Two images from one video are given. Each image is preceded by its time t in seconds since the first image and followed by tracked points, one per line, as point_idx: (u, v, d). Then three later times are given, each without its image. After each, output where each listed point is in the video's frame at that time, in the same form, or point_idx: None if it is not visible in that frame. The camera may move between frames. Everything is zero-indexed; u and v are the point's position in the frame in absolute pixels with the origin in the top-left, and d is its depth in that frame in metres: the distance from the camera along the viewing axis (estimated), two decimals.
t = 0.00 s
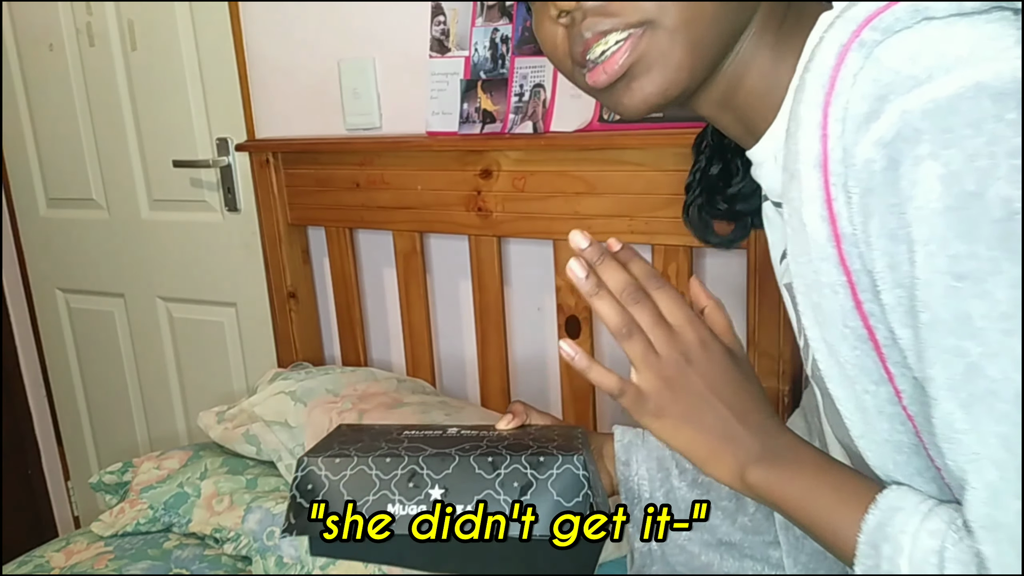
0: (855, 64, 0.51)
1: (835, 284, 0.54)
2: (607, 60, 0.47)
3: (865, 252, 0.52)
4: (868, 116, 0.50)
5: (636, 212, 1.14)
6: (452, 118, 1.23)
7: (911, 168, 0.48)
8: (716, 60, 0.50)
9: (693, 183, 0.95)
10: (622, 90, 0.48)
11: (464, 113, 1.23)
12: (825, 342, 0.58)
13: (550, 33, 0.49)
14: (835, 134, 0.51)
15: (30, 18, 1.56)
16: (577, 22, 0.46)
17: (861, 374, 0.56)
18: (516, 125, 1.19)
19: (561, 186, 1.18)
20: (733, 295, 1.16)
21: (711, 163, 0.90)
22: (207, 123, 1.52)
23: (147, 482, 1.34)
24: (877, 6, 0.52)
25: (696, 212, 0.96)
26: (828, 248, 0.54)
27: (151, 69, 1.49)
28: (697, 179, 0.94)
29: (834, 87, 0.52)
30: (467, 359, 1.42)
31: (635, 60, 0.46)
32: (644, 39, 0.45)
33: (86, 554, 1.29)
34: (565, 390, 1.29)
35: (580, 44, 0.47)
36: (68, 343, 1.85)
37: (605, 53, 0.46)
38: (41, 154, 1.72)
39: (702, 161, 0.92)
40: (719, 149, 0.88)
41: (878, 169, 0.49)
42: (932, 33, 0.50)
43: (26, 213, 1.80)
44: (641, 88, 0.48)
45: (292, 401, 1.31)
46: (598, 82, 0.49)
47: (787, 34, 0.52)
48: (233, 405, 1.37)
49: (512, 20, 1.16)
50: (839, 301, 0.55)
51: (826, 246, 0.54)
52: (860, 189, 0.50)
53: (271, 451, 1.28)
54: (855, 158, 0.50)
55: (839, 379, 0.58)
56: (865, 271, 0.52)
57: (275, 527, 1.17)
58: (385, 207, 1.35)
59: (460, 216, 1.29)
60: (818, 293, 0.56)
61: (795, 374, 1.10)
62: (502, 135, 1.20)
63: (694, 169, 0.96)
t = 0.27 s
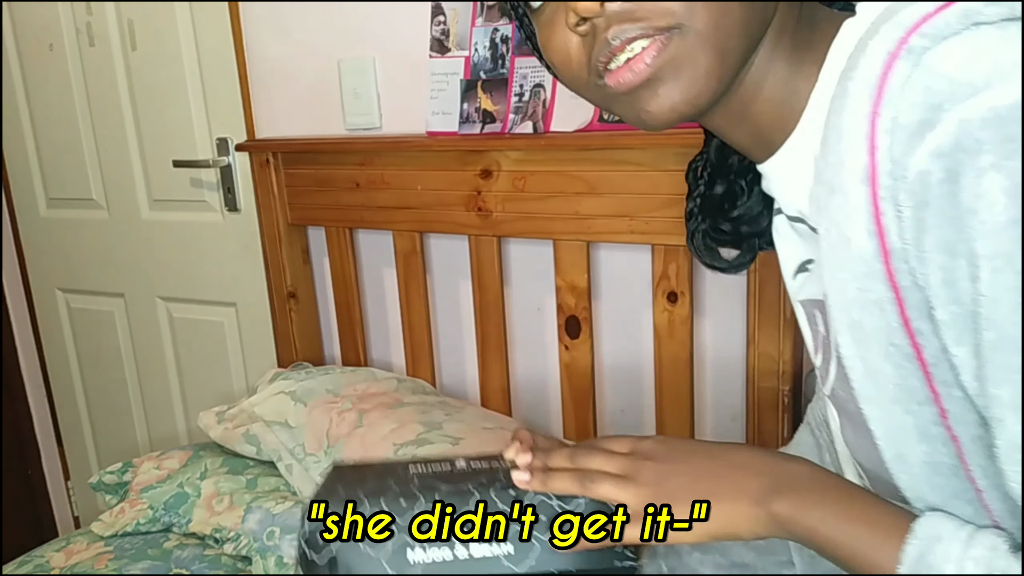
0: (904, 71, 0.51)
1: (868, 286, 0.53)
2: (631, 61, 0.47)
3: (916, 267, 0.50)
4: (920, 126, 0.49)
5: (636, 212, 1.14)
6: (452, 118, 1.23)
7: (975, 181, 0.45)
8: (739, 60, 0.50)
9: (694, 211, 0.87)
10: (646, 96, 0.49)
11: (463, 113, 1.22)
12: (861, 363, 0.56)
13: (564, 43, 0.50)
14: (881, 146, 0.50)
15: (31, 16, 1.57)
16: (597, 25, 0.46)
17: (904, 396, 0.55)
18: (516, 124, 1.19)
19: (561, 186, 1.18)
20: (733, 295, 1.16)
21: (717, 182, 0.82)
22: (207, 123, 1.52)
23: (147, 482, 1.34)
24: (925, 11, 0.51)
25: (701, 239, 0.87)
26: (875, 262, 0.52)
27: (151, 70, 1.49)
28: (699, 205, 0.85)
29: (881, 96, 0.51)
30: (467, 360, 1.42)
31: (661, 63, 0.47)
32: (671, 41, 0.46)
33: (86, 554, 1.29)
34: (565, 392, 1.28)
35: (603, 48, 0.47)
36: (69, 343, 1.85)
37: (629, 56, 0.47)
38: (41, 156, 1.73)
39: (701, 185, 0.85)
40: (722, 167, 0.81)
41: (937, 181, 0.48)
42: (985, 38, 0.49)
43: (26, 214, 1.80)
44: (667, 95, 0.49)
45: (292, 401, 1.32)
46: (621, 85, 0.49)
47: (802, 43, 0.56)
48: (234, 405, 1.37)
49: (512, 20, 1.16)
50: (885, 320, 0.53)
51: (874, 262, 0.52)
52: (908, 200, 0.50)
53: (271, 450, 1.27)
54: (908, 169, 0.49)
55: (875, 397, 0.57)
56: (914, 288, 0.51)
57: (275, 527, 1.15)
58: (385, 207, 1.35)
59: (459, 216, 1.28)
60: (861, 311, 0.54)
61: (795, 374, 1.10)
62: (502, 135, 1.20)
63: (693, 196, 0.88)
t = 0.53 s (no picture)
0: (973, 56, 0.52)
1: (934, 278, 0.54)
2: (663, 66, 0.49)
3: (987, 257, 0.52)
4: (996, 112, 0.51)
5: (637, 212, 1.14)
6: (452, 118, 1.23)
7: None
8: (774, 59, 0.51)
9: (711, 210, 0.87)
10: (679, 101, 0.51)
11: (464, 112, 1.22)
12: (921, 352, 0.56)
13: (588, 45, 0.53)
14: (950, 132, 0.52)
15: (32, 18, 1.61)
16: (627, 25, 0.49)
17: (959, 350, 0.55)
18: (516, 125, 1.18)
19: (562, 186, 1.18)
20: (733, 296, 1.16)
21: (744, 184, 0.82)
22: (207, 122, 1.51)
23: (147, 482, 1.34)
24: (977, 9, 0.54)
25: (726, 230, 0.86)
26: (942, 254, 0.53)
27: (151, 68, 1.53)
28: (717, 202, 0.87)
29: (949, 80, 0.52)
30: (467, 360, 1.42)
31: (699, 65, 0.49)
32: (705, 38, 0.48)
33: (86, 554, 1.29)
34: (565, 390, 1.29)
35: (633, 48, 0.49)
36: (69, 342, 1.85)
37: (660, 58, 0.49)
38: (42, 155, 1.74)
39: (714, 186, 0.87)
40: (749, 170, 0.82)
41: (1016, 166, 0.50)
42: None
43: (25, 214, 1.80)
44: (702, 97, 0.51)
45: (292, 400, 1.31)
46: (653, 94, 0.51)
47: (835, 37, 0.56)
48: (234, 404, 1.38)
49: (512, 21, 1.16)
50: (952, 315, 0.54)
51: (941, 253, 0.53)
52: (978, 185, 0.51)
53: (271, 451, 1.27)
54: (981, 156, 0.51)
55: (933, 383, 0.57)
56: (980, 277, 0.52)
57: (274, 527, 1.16)
58: (384, 207, 1.35)
59: (460, 216, 1.28)
60: (925, 308, 0.55)
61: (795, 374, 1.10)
62: (503, 135, 1.19)
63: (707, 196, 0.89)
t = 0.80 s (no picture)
0: None
1: (985, 293, 0.44)
2: (702, 46, 0.37)
3: None
4: None
5: (637, 212, 1.14)
6: (452, 118, 1.23)
7: None
8: (817, 36, 0.39)
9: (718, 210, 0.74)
10: (715, 82, 0.38)
11: (464, 112, 1.22)
12: (967, 353, 0.48)
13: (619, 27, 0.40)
14: (1015, 116, 0.39)
15: (32, 19, 1.61)
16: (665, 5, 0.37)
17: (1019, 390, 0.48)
18: (516, 125, 1.18)
19: (562, 186, 1.18)
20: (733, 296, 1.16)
21: (760, 173, 0.67)
22: (208, 122, 1.51)
23: (147, 482, 1.34)
24: None
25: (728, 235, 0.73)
26: (999, 245, 0.42)
27: (152, 67, 1.53)
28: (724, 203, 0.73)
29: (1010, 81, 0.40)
30: (467, 360, 1.42)
31: (740, 42, 0.37)
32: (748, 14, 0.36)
33: (86, 554, 1.29)
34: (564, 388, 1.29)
35: (672, 32, 0.37)
36: (69, 342, 1.85)
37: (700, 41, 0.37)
38: (41, 154, 1.74)
39: (730, 178, 0.72)
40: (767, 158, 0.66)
41: None
42: None
43: (25, 213, 1.80)
44: (739, 78, 0.38)
45: (292, 400, 1.31)
46: (690, 75, 0.38)
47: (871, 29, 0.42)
48: (233, 405, 1.38)
49: (513, 20, 1.17)
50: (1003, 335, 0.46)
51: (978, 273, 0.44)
52: None
53: (270, 451, 1.27)
54: None
55: (977, 379, 0.49)
56: None
57: (274, 527, 1.16)
58: (384, 207, 1.35)
59: (459, 216, 1.28)
60: (973, 316, 0.46)
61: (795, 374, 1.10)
62: (503, 135, 1.18)
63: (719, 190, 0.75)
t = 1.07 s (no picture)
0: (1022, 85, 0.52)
1: (1012, 284, 0.56)
2: (740, 52, 0.45)
3: None
4: None
5: (637, 212, 1.14)
6: (452, 118, 1.23)
7: None
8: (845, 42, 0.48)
9: (740, 200, 0.79)
10: (755, 89, 0.47)
11: (463, 112, 1.22)
12: (987, 347, 0.60)
13: (650, 29, 0.49)
14: None
15: (32, 20, 1.62)
16: (699, 8, 0.45)
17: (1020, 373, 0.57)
18: (515, 124, 1.18)
19: (561, 186, 1.18)
20: (733, 295, 1.17)
21: (782, 168, 0.74)
22: (207, 122, 1.51)
23: (147, 482, 1.34)
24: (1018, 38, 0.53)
25: (750, 230, 0.79)
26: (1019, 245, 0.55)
27: (152, 67, 1.53)
28: (748, 193, 0.78)
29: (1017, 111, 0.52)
30: (467, 359, 1.42)
31: (777, 48, 0.45)
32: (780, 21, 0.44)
33: (86, 554, 1.29)
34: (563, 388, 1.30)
35: (704, 31, 0.46)
36: (69, 342, 1.85)
37: (735, 43, 0.45)
38: (41, 154, 1.74)
39: (749, 174, 0.78)
40: (787, 154, 0.73)
41: None
42: None
43: (25, 213, 1.80)
44: (774, 85, 0.47)
45: (291, 400, 1.31)
46: (727, 80, 0.47)
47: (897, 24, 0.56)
48: (233, 405, 1.38)
49: (512, 20, 1.17)
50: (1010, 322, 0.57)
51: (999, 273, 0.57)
52: None
53: (270, 450, 1.27)
54: None
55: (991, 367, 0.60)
56: None
57: (274, 527, 1.16)
58: (384, 207, 1.35)
59: (459, 216, 1.28)
60: (997, 310, 0.58)
61: (794, 374, 1.10)
62: (502, 135, 1.18)
63: (738, 182, 0.79)
